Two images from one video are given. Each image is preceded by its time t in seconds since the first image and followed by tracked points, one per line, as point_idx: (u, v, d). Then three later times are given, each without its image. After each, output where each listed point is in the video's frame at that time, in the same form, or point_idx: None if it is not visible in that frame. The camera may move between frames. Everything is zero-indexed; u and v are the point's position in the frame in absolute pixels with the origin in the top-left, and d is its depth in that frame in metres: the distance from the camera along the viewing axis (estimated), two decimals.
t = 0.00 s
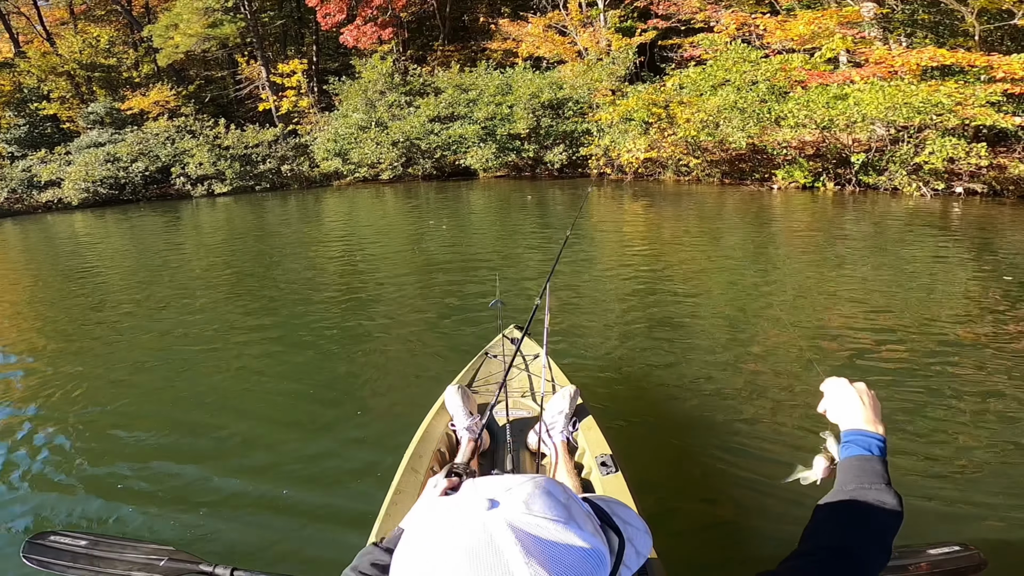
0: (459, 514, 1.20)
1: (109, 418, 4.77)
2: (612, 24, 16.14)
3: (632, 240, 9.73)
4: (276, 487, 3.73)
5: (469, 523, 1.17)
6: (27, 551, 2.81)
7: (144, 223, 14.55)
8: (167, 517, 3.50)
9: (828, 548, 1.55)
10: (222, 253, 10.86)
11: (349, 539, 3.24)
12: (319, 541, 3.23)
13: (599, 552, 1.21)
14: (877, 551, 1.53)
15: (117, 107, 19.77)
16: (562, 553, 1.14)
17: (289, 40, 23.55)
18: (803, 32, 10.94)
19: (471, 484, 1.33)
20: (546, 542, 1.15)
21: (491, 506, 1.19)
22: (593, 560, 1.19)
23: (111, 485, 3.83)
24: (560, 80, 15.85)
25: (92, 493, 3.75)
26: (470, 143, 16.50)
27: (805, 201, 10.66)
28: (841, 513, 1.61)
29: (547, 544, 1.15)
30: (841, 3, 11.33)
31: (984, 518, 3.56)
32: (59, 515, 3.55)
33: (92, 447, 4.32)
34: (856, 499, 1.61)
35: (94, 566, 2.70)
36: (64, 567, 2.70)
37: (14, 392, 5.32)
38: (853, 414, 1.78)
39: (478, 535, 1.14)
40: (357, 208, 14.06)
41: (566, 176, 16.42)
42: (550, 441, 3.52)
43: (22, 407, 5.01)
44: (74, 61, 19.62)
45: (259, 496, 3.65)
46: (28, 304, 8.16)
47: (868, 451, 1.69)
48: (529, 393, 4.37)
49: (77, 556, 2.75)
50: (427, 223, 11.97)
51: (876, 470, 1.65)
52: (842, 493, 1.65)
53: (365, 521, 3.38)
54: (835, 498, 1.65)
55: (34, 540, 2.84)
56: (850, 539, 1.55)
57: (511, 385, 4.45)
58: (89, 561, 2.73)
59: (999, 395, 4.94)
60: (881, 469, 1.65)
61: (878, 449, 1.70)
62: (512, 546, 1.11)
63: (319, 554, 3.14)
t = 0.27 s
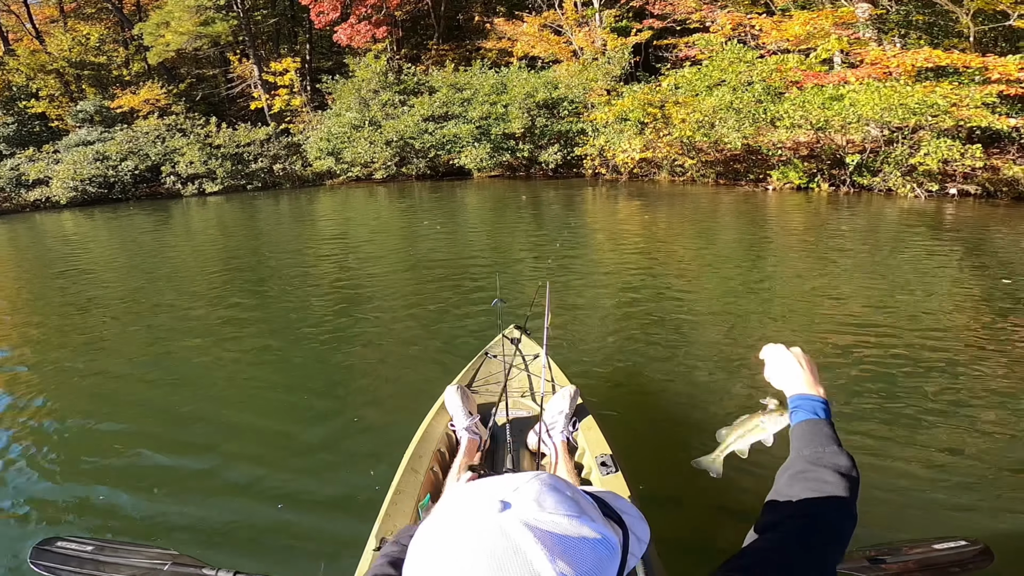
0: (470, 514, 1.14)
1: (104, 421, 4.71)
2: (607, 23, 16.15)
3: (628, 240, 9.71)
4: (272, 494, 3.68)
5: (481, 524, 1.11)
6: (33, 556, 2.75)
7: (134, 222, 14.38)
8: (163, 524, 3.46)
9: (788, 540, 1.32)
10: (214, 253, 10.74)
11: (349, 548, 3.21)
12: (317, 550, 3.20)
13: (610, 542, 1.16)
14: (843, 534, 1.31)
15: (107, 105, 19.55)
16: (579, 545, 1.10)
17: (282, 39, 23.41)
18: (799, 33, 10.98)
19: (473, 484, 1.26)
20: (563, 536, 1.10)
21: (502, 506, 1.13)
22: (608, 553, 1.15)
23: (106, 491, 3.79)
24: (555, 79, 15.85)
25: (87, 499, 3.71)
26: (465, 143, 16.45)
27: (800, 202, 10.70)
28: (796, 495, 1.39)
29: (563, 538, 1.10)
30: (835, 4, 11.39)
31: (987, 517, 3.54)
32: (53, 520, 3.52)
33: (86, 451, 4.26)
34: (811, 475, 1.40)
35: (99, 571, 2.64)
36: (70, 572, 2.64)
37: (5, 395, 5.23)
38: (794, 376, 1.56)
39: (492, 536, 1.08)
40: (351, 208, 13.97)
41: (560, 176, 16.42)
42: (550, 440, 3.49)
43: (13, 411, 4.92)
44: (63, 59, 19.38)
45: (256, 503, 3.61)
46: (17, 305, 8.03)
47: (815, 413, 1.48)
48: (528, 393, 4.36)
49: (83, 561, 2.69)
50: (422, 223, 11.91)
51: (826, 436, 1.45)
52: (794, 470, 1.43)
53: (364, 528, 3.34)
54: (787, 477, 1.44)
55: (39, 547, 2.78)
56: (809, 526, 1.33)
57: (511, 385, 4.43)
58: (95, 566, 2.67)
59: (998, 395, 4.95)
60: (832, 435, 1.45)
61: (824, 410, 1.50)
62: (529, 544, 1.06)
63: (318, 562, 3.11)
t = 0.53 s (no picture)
0: (487, 531, 1.01)
1: (96, 423, 4.61)
2: (600, 22, 16.17)
3: (623, 239, 9.69)
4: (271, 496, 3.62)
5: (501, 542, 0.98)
6: (34, 557, 2.69)
7: (122, 223, 14.21)
8: (159, 527, 3.39)
9: (730, 513, 1.12)
10: (204, 254, 10.61)
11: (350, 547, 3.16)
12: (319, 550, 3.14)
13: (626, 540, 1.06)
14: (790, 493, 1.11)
15: (94, 106, 19.33)
16: (602, 544, 1.00)
17: (272, 38, 23.26)
18: (792, 31, 11.02)
19: (476, 496, 1.12)
20: (590, 542, 0.99)
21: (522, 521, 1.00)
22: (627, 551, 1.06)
23: (100, 494, 3.71)
24: (549, 78, 15.87)
25: (81, 501, 3.63)
26: (457, 142, 16.40)
27: (793, 201, 10.74)
28: (734, 462, 1.18)
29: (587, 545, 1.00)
30: (828, 4, 11.46)
31: (988, 516, 3.54)
32: (46, 523, 3.44)
33: (78, 455, 4.17)
34: (747, 434, 1.19)
35: (100, 571, 2.57)
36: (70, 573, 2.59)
37: None
38: (713, 325, 1.35)
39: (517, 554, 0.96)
40: (343, 208, 13.88)
41: (554, 176, 16.40)
42: (549, 441, 3.45)
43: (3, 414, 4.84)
44: (49, 59, 19.14)
45: (254, 505, 3.55)
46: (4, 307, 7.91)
47: (739, 360, 1.26)
48: (528, 393, 4.33)
49: (84, 562, 2.63)
50: (415, 223, 11.86)
51: (754, 381, 1.23)
52: (728, 432, 1.23)
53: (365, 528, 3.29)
54: (724, 442, 1.23)
55: (39, 548, 2.72)
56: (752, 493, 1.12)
57: (511, 385, 4.41)
58: (96, 566, 2.61)
59: (994, 392, 4.96)
60: (760, 379, 1.23)
61: (750, 355, 1.28)
62: (560, 556, 0.95)
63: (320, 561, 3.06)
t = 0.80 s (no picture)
0: None
1: (87, 429, 4.55)
2: (595, 22, 16.21)
3: (618, 240, 9.67)
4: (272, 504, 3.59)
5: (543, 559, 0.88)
6: (25, 552, 2.61)
7: (111, 225, 14.04)
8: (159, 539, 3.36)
9: (688, 502, 1.07)
10: (195, 255, 10.50)
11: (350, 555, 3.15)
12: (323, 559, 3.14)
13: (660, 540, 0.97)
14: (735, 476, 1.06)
15: (82, 106, 19.13)
16: (652, 574, 0.86)
17: (264, 38, 23.12)
18: (786, 31, 11.03)
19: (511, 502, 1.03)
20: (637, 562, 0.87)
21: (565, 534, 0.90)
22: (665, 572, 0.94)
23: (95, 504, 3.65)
24: (543, 79, 15.89)
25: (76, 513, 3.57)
26: (451, 143, 16.34)
27: (788, 201, 10.77)
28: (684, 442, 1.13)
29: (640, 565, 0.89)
30: (821, 5, 11.53)
31: (989, 515, 3.53)
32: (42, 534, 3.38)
33: (73, 459, 4.15)
34: (692, 411, 1.12)
35: (94, 567, 2.49)
36: (62, 569, 2.51)
37: None
38: (653, 286, 1.26)
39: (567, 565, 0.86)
40: (336, 209, 13.78)
41: (548, 176, 16.38)
42: (548, 440, 3.36)
43: None
44: (37, 59, 18.93)
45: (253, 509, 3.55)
46: None
47: (682, 322, 1.17)
48: (528, 392, 4.31)
49: (75, 557, 2.54)
50: (409, 224, 11.80)
51: (697, 347, 1.13)
52: (674, 408, 1.16)
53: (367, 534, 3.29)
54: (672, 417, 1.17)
55: (31, 542, 2.64)
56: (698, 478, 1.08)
57: (511, 385, 4.39)
58: (88, 562, 2.53)
59: (991, 392, 4.97)
60: (704, 346, 1.14)
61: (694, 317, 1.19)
62: None
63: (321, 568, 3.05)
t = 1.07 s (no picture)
0: None
1: (74, 427, 4.46)
2: (592, 25, 16.27)
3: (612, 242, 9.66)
4: (267, 499, 3.55)
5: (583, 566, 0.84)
6: (19, 555, 2.51)
7: (98, 220, 13.80)
8: (153, 533, 3.31)
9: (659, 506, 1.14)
10: (184, 252, 10.36)
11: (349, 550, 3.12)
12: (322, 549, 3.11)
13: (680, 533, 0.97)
14: (685, 448, 1.16)
15: (71, 100, 18.87)
16: None
17: (258, 34, 22.99)
18: (785, 37, 11.16)
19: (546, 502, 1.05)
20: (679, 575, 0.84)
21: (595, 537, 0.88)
22: None
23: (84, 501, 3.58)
24: (540, 80, 15.98)
25: (65, 510, 3.50)
26: (445, 143, 16.28)
27: (782, 207, 10.80)
28: (633, 424, 1.19)
29: None
30: (818, 10, 11.63)
31: (984, 518, 3.55)
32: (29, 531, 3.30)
33: (66, 454, 4.10)
34: (638, 393, 1.17)
35: (87, 570, 2.38)
36: (55, 572, 2.41)
37: None
38: (591, 255, 1.28)
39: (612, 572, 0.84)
40: (328, 207, 13.66)
41: (542, 178, 16.35)
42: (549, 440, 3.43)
43: None
44: (27, 52, 18.67)
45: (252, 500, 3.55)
46: None
47: (621, 303, 1.23)
48: (528, 392, 4.37)
49: (70, 560, 2.44)
50: (402, 223, 11.74)
51: (637, 326, 1.18)
52: (619, 390, 1.20)
53: (367, 526, 3.27)
54: (618, 398, 1.22)
55: (25, 544, 2.54)
56: (653, 457, 1.16)
57: (511, 385, 4.47)
58: (82, 565, 2.42)
59: (983, 396, 5.01)
60: (643, 324, 1.19)
61: (633, 295, 1.25)
62: None
63: (320, 556, 3.05)
